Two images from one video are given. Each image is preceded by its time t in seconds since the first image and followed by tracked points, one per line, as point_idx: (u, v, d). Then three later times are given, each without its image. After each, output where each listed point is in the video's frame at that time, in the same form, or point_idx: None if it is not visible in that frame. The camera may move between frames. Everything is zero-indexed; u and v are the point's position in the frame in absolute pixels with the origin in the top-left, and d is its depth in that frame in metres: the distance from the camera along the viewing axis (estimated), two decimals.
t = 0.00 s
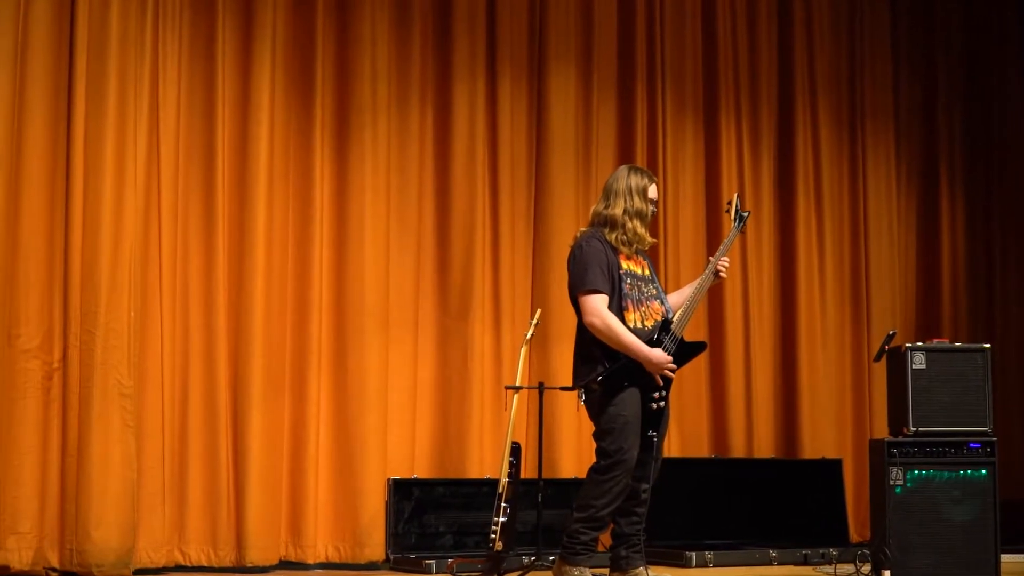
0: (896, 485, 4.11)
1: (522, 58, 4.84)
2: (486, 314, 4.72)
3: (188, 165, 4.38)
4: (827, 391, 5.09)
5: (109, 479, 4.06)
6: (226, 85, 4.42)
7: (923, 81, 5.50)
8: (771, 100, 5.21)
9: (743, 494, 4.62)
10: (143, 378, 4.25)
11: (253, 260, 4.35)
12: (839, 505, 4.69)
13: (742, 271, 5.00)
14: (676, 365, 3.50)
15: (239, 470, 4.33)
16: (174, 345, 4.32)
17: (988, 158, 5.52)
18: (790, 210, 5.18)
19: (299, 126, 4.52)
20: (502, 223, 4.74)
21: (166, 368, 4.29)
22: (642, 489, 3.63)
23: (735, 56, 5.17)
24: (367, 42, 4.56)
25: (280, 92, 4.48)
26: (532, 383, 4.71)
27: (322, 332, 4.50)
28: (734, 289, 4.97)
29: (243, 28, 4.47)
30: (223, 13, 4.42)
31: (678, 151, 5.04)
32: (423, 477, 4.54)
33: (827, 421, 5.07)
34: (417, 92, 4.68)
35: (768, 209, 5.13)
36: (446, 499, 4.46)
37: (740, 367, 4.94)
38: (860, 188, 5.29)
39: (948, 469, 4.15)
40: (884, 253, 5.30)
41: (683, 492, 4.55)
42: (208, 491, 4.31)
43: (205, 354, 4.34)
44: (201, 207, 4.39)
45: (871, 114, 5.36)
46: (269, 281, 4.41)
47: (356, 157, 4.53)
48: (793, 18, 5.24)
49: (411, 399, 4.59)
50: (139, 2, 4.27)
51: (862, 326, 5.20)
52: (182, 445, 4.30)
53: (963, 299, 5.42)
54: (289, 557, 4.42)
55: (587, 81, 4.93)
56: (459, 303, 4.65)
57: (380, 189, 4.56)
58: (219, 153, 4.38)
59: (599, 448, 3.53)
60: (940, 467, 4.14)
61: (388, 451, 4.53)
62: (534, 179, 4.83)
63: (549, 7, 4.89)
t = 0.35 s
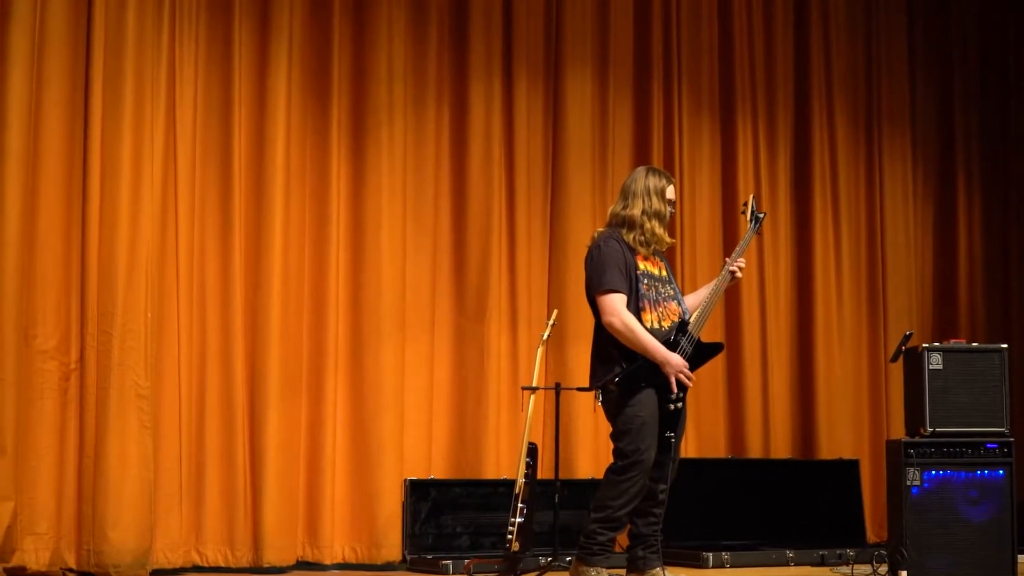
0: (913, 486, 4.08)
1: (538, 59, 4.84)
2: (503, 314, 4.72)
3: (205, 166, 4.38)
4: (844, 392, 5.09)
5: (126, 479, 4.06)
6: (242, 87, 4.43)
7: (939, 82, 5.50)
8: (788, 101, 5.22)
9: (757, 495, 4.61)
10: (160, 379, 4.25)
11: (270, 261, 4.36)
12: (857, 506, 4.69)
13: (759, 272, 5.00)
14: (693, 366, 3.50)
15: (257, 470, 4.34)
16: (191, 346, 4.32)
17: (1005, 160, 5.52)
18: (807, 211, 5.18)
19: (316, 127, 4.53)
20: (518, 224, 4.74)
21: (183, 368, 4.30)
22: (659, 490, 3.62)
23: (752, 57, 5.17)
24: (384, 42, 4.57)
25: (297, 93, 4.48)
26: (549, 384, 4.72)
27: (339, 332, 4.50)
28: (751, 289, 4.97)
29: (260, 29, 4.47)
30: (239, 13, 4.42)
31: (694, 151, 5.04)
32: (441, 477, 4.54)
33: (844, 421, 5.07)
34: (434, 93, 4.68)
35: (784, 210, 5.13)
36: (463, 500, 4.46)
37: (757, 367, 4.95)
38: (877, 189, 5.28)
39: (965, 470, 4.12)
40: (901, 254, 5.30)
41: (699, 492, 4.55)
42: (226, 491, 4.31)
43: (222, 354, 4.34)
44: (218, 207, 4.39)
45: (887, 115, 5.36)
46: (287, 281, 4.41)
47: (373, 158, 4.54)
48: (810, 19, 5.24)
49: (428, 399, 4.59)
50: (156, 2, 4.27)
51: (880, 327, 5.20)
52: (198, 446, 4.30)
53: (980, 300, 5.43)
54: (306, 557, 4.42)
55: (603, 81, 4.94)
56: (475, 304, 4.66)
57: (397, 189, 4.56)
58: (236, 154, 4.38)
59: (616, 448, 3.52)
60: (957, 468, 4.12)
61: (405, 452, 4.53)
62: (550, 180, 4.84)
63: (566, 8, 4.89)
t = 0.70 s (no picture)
0: (929, 486, 4.04)
1: (553, 59, 4.84)
2: (518, 315, 4.72)
3: (221, 167, 4.38)
4: (859, 392, 5.09)
5: (142, 480, 4.05)
6: (257, 87, 4.42)
7: (955, 82, 5.50)
8: (803, 102, 5.22)
9: (771, 495, 4.61)
10: (176, 380, 4.25)
11: (286, 261, 4.35)
12: (872, 506, 4.70)
13: (775, 273, 5.00)
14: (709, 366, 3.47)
15: (273, 471, 4.33)
16: (206, 347, 4.32)
17: (1020, 160, 5.53)
18: (823, 211, 5.18)
19: (332, 127, 4.52)
20: (534, 224, 4.74)
21: (199, 369, 4.29)
22: (675, 490, 3.61)
23: (767, 57, 5.17)
24: (399, 42, 4.57)
25: (313, 94, 4.48)
26: (564, 385, 4.72)
27: (355, 333, 4.50)
28: (767, 289, 4.97)
29: (275, 29, 4.47)
30: (255, 13, 4.42)
31: (709, 151, 5.04)
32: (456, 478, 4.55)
33: (860, 422, 5.07)
34: (449, 93, 4.68)
35: (800, 210, 5.13)
36: (478, 500, 4.46)
37: (773, 367, 4.95)
38: (893, 189, 5.28)
39: (982, 470, 4.07)
40: (916, 254, 5.30)
41: (714, 492, 4.55)
42: (241, 492, 4.30)
43: (238, 355, 4.34)
44: (234, 208, 4.39)
45: (903, 115, 5.37)
46: (303, 282, 4.41)
47: (389, 158, 4.54)
48: (825, 19, 5.24)
49: (443, 400, 4.59)
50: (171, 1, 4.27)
51: (895, 327, 5.20)
52: (214, 446, 4.30)
53: (996, 300, 5.43)
54: (321, 557, 4.42)
55: (619, 82, 4.93)
56: (491, 305, 4.66)
57: (413, 190, 4.56)
58: (252, 154, 4.38)
59: (632, 448, 3.50)
60: (974, 468, 4.07)
61: (420, 452, 4.53)
62: (566, 180, 4.84)
63: (582, 8, 4.89)
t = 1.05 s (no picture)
0: (943, 487, 4.01)
1: (567, 60, 4.85)
2: (531, 315, 4.72)
3: (234, 168, 4.38)
4: (873, 393, 5.09)
5: (155, 481, 4.04)
6: (271, 89, 4.42)
7: (968, 83, 5.50)
8: (816, 103, 5.22)
9: (783, 495, 4.62)
10: (190, 381, 4.24)
11: (300, 262, 4.35)
12: (886, 507, 4.70)
13: (788, 273, 5.00)
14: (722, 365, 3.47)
15: (286, 472, 4.33)
16: (220, 349, 4.31)
17: None
18: (837, 211, 5.19)
19: (346, 128, 4.52)
20: (547, 225, 4.74)
21: (213, 370, 4.29)
22: (688, 490, 3.61)
23: (781, 58, 5.17)
24: (412, 43, 4.57)
25: (327, 95, 4.49)
26: (578, 385, 4.72)
27: (369, 333, 4.50)
28: (780, 290, 4.97)
29: (289, 30, 4.47)
30: (268, 14, 4.42)
31: (722, 152, 5.04)
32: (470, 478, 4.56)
33: (874, 422, 5.07)
34: (462, 94, 4.68)
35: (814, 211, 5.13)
36: (492, 501, 4.46)
37: (786, 367, 4.95)
38: (906, 189, 5.28)
39: (995, 470, 4.06)
40: (929, 254, 5.30)
41: (727, 493, 4.55)
42: (255, 493, 4.30)
43: (252, 356, 4.33)
44: (247, 209, 4.39)
45: (916, 116, 5.37)
46: (317, 283, 4.41)
47: (402, 158, 4.54)
48: (838, 20, 5.24)
49: (456, 400, 4.59)
50: (184, 2, 4.27)
51: (908, 328, 5.20)
52: (227, 447, 4.29)
53: (1010, 301, 5.42)
54: (335, 558, 4.41)
55: (632, 83, 4.94)
56: (504, 306, 4.66)
57: (426, 190, 4.56)
58: (265, 155, 4.38)
59: (645, 449, 3.49)
60: (987, 468, 4.05)
61: (433, 453, 4.52)
62: (579, 181, 4.84)
63: (596, 10, 4.90)
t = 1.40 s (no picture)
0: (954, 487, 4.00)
1: (578, 60, 4.85)
2: (543, 316, 4.72)
3: (246, 168, 4.38)
4: (884, 393, 5.09)
5: (166, 482, 4.04)
6: (283, 90, 4.42)
7: (979, 84, 5.51)
8: (828, 103, 5.22)
9: (794, 496, 4.62)
10: (202, 382, 4.24)
11: (312, 263, 4.35)
12: (898, 508, 4.70)
13: (799, 273, 5.01)
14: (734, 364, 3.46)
15: (297, 473, 4.32)
16: (231, 351, 4.31)
17: None
18: (848, 211, 5.19)
19: (359, 129, 4.52)
20: (558, 225, 4.74)
21: (224, 371, 4.29)
22: (700, 491, 3.60)
23: (792, 58, 5.17)
24: (424, 43, 4.57)
25: (339, 96, 4.49)
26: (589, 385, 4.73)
27: (380, 334, 4.50)
28: (791, 291, 4.97)
29: (300, 31, 4.47)
30: (280, 14, 4.42)
31: (733, 151, 5.04)
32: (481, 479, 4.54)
33: (885, 423, 5.07)
34: (473, 94, 4.68)
35: (825, 210, 5.13)
36: (503, 501, 4.45)
37: (798, 367, 4.95)
38: (917, 190, 5.29)
39: (1007, 471, 4.05)
40: (940, 255, 5.30)
41: (739, 493, 4.55)
42: (266, 494, 4.30)
43: (264, 357, 4.34)
44: (259, 210, 4.39)
45: (927, 116, 5.37)
46: (330, 284, 4.41)
47: (413, 159, 4.54)
48: (850, 20, 5.24)
49: (468, 401, 4.59)
50: (196, 2, 4.27)
51: (920, 329, 5.20)
52: (239, 448, 4.29)
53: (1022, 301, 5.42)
54: (346, 558, 4.42)
55: (643, 83, 4.94)
56: (516, 308, 4.67)
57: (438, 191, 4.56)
58: (277, 155, 4.38)
59: (656, 449, 3.48)
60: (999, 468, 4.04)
61: (445, 454, 4.52)
62: (590, 181, 4.85)
63: (608, 10, 4.90)
